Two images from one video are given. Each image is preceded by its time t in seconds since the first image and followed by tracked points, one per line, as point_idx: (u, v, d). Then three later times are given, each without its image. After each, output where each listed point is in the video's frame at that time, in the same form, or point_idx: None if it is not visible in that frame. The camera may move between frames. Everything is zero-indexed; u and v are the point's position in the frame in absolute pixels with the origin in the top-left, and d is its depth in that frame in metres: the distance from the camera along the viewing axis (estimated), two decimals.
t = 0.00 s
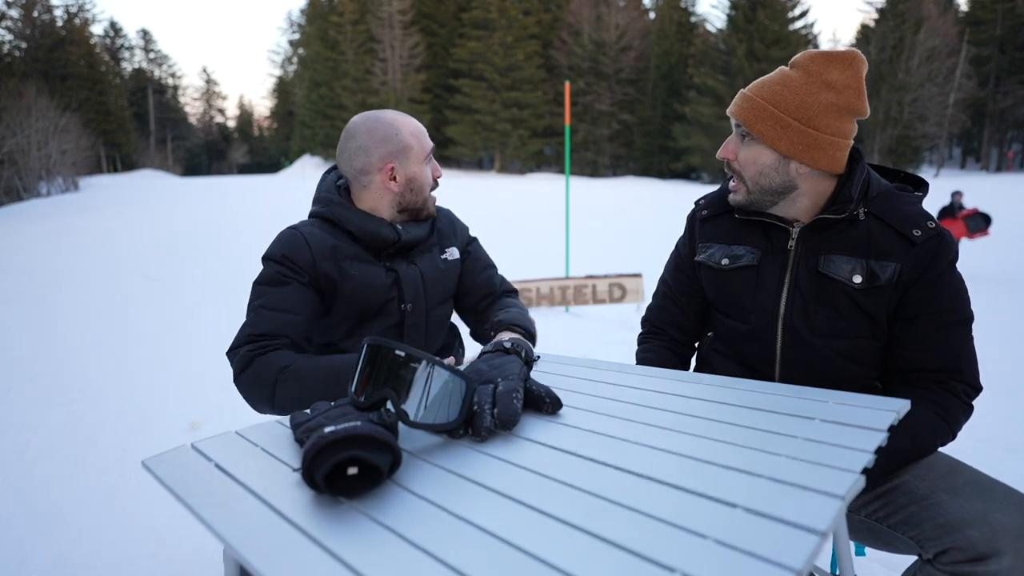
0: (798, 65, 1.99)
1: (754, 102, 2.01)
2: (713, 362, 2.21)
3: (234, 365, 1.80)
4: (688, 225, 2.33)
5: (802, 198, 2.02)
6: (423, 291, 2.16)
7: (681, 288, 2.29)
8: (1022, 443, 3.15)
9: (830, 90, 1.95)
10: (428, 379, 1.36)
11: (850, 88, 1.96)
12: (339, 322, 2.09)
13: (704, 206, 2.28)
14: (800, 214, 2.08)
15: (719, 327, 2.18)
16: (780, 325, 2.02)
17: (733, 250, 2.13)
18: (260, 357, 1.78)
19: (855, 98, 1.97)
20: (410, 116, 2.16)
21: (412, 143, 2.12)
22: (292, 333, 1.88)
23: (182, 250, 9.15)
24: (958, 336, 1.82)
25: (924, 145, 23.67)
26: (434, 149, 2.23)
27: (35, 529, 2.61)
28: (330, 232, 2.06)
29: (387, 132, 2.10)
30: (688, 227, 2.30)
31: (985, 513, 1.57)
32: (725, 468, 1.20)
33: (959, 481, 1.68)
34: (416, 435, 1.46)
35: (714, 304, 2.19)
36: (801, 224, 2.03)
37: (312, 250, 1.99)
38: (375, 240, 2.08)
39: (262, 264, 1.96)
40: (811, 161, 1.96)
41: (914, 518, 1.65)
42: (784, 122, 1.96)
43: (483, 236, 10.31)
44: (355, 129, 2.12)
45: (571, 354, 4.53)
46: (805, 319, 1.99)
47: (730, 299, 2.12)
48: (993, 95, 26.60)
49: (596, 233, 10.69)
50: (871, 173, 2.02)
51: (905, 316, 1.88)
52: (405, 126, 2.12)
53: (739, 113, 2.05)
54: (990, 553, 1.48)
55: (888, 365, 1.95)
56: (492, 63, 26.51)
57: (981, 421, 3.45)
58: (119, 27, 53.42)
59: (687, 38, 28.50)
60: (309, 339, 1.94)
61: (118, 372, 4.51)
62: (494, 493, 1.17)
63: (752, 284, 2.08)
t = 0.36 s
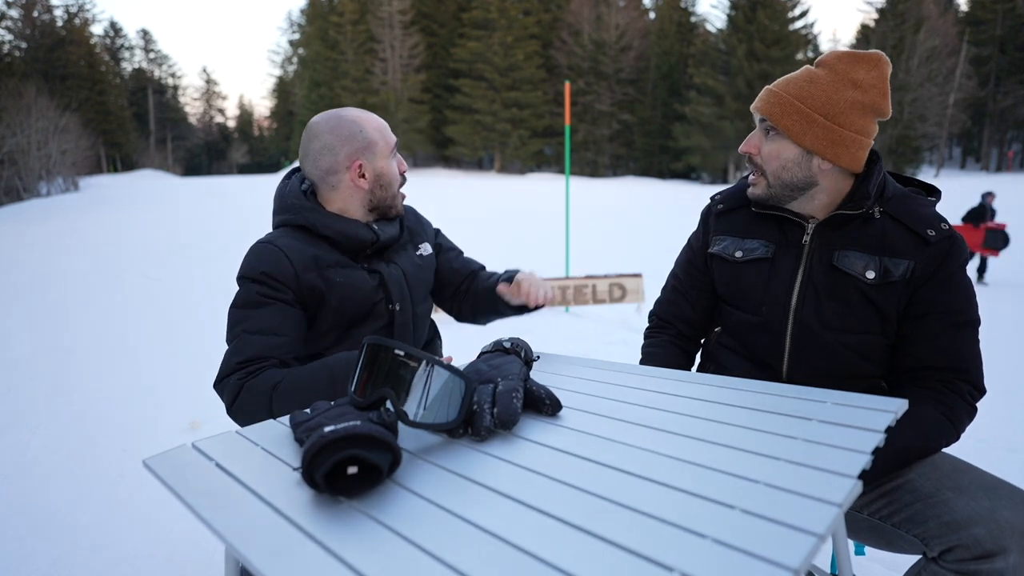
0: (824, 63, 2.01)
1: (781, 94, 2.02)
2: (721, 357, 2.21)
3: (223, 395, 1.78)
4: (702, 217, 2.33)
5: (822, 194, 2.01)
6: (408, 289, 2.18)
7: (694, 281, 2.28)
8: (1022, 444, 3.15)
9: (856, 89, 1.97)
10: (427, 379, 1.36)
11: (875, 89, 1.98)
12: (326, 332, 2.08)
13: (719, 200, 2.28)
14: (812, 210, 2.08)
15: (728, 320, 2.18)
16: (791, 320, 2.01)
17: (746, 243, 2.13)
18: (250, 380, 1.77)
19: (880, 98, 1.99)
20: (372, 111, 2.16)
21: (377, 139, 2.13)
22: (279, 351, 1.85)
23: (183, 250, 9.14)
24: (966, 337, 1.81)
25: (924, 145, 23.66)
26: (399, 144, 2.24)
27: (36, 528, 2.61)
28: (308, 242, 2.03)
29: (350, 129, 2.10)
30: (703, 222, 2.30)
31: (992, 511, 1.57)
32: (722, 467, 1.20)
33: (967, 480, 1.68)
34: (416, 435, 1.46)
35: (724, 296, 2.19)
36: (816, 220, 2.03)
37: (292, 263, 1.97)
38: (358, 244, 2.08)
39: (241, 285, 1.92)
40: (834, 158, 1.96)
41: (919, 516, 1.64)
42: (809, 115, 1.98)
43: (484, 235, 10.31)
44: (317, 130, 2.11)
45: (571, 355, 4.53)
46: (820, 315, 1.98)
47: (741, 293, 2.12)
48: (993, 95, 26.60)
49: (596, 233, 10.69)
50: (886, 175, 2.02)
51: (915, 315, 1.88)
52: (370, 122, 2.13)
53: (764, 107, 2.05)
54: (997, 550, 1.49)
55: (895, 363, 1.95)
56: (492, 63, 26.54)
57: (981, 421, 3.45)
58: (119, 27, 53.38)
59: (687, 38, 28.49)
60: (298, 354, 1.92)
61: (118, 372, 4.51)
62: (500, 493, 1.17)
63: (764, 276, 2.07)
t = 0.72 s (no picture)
0: (832, 65, 2.00)
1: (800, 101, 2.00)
2: (723, 355, 2.21)
3: (226, 395, 1.77)
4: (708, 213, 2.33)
5: (835, 193, 2.02)
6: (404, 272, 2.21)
7: (697, 278, 2.28)
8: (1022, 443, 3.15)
9: (869, 88, 1.97)
10: (427, 380, 1.36)
11: (885, 87, 1.98)
12: (329, 323, 2.08)
13: (723, 198, 2.28)
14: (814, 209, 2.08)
15: (732, 317, 2.18)
16: (795, 315, 2.01)
17: (751, 240, 2.13)
18: (256, 379, 1.76)
19: (889, 97, 1.99)
20: (358, 110, 2.20)
21: (361, 134, 2.17)
22: (282, 349, 1.85)
23: (183, 250, 9.15)
24: (968, 336, 1.81)
25: (924, 145, 23.67)
26: (384, 141, 2.27)
27: (37, 528, 2.61)
28: (301, 239, 2.04)
29: (334, 127, 2.13)
30: (707, 219, 2.30)
31: (993, 510, 1.57)
32: (722, 467, 1.20)
33: (969, 479, 1.68)
34: (416, 434, 1.46)
35: (727, 294, 2.19)
36: (820, 219, 2.03)
37: (293, 260, 1.97)
38: (352, 234, 2.10)
39: (240, 289, 1.91)
40: (854, 158, 1.96)
41: (921, 515, 1.64)
42: (831, 120, 1.96)
43: (484, 236, 10.33)
44: (304, 128, 2.14)
45: (571, 355, 4.53)
46: (824, 312, 1.98)
47: (748, 291, 2.12)
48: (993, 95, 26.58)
49: (596, 233, 10.69)
50: (888, 174, 2.02)
51: (918, 312, 1.87)
52: (354, 118, 2.17)
53: (778, 114, 2.02)
54: (998, 550, 1.50)
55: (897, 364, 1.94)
56: (492, 63, 26.59)
57: (980, 420, 3.45)
58: (118, 27, 53.37)
59: (687, 38, 28.48)
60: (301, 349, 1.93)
61: (118, 371, 4.51)
62: (500, 493, 1.16)
63: (769, 272, 2.08)
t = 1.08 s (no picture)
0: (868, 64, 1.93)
1: (842, 102, 1.88)
2: (725, 368, 2.13)
3: (221, 396, 1.77)
4: (684, 223, 2.17)
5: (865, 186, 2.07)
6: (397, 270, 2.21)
7: (692, 292, 2.10)
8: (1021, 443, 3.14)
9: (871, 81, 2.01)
10: (428, 380, 1.36)
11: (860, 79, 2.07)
12: (322, 324, 2.08)
13: (705, 207, 2.14)
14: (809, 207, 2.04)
15: (734, 327, 2.09)
16: (808, 315, 1.96)
17: (753, 248, 2.03)
18: (250, 380, 1.75)
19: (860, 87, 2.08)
20: (349, 111, 2.19)
21: (355, 136, 2.16)
22: (276, 350, 1.84)
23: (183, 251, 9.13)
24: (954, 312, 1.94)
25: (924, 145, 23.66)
26: (376, 140, 2.25)
27: (36, 528, 2.61)
28: (293, 239, 2.03)
29: (325, 128, 2.13)
30: (692, 229, 2.14)
31: (991, 509, 1.57)
32: (720, 467, 1.20)
33: (965, 478, 1.67)
34: (414, 435, 1.46)
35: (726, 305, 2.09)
36: (816, 219, 1.99)
37: (284, 260, 1.96)
38: (344, 235, 2.09)
39: (234, 290, 1.91)
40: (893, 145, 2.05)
41: (918, 514, 1.64)
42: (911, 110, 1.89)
43: (485, 236, 10.32)
44: (294, 129, 2.14)
45: (571, 355, 4.52)
46: (837, 309, 1.96)
47: (754, 300, 2.02)
48: (994, 95, 26.57)
49: (596, 232, 10.68)
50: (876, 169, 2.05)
51: (916, 297, 1.95)
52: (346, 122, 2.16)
53: (908, 125, 1.86)
54: (992, 548, 1.49)
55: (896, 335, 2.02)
56: (492, 63, 26.60)
57: (979, 421, 3.44)
58: (119, 27, 53.34)
59: (687, 38, 28.47)
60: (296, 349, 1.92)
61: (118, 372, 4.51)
62: (499, 493, 1.16)
63: (776, 278, 2.00)
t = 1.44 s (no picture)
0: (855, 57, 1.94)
1: (852, 98, 1.87)
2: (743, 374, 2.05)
3: (222, 394, 1.77)
4: (688, 227, 2.02)
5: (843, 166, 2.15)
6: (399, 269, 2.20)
7: (710, 302, 1.96)
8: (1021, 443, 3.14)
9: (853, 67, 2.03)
10: (427, 380, 1.36)
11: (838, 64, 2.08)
12: (324, 324, 2.08)
13: (712, 210, 2.00)
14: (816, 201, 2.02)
15: (752, 331, 2.02)
16: (826, 313, 1.93)
17: (773, 248, 1.95)
18: (250, 378, 1.76)
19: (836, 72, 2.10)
20: (340, 107, 2.18)
21: (349, 130, 2.16)
22: (276, 350, 1.84)
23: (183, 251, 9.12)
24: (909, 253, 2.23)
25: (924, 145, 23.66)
26: (371, 134, 2.25)
27: (36, 528, 2.61)
28: (295, 239, 2.04)
29: (317, 128, 2.13)
30: (702, 235, 1.99)
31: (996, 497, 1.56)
32: (720, 467, 1.20)
33: (971, 469, 1.65)
34: (415, 435, 1.46)
35: (743, 309, 1.99)
36: (816, 212, 1.99)
37: (286, 261, 1.97)
38: (346, 235, 2.10)
39: (235, 290, 1.91)
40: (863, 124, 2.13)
41: (925, 505, 1.63)
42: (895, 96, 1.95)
43: (485, 235, 10.32)
44: (288, 132, 2.15)
45: (571, 355, 4.53)
46: (854, 291, 1.95)
47: (773, 301, 1.95)
48: (994, 95, 26.60)
49: (597, 233, 10.67)
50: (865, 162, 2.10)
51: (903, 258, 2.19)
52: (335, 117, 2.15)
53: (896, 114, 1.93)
54: (998, 536, 1.48)
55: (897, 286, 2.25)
56: (492, 63, 26.63)
57: (978, 420, 3.45)
58: (119, 27, 53.35)
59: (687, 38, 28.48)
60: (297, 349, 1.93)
61: (119, 372, 4.51)
62: (497, 492, 1.17)
63: (795, 278, 1.94)
